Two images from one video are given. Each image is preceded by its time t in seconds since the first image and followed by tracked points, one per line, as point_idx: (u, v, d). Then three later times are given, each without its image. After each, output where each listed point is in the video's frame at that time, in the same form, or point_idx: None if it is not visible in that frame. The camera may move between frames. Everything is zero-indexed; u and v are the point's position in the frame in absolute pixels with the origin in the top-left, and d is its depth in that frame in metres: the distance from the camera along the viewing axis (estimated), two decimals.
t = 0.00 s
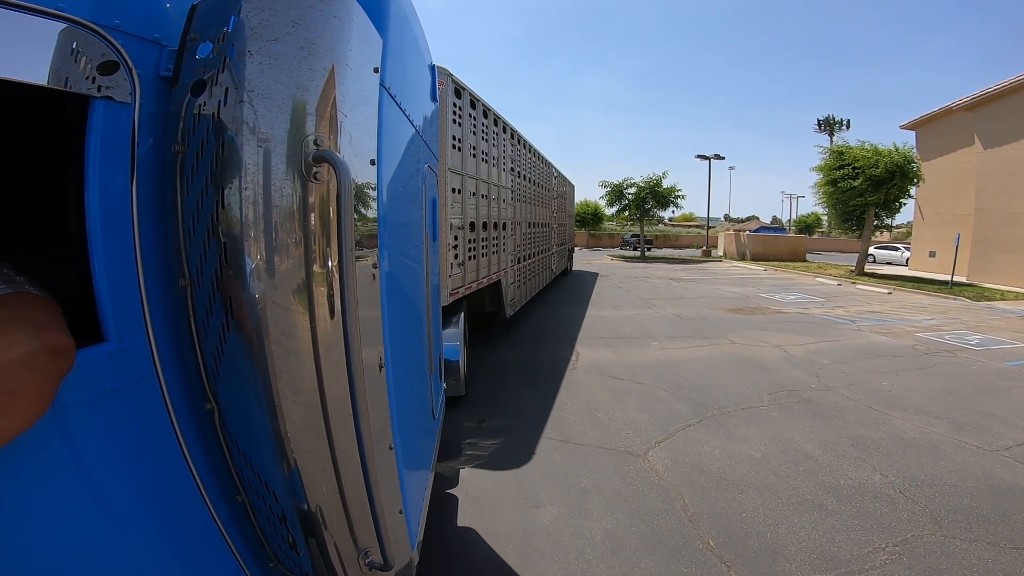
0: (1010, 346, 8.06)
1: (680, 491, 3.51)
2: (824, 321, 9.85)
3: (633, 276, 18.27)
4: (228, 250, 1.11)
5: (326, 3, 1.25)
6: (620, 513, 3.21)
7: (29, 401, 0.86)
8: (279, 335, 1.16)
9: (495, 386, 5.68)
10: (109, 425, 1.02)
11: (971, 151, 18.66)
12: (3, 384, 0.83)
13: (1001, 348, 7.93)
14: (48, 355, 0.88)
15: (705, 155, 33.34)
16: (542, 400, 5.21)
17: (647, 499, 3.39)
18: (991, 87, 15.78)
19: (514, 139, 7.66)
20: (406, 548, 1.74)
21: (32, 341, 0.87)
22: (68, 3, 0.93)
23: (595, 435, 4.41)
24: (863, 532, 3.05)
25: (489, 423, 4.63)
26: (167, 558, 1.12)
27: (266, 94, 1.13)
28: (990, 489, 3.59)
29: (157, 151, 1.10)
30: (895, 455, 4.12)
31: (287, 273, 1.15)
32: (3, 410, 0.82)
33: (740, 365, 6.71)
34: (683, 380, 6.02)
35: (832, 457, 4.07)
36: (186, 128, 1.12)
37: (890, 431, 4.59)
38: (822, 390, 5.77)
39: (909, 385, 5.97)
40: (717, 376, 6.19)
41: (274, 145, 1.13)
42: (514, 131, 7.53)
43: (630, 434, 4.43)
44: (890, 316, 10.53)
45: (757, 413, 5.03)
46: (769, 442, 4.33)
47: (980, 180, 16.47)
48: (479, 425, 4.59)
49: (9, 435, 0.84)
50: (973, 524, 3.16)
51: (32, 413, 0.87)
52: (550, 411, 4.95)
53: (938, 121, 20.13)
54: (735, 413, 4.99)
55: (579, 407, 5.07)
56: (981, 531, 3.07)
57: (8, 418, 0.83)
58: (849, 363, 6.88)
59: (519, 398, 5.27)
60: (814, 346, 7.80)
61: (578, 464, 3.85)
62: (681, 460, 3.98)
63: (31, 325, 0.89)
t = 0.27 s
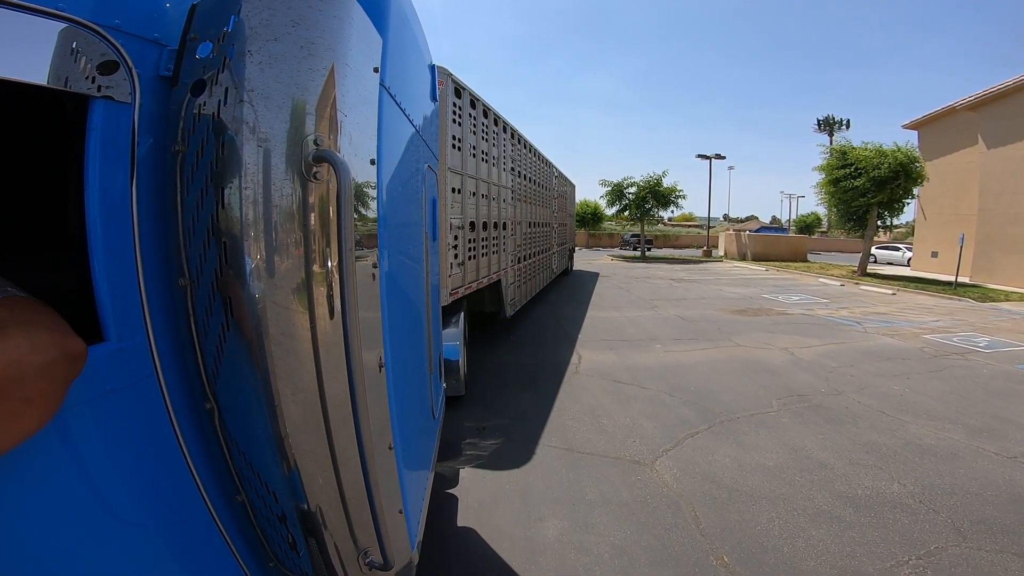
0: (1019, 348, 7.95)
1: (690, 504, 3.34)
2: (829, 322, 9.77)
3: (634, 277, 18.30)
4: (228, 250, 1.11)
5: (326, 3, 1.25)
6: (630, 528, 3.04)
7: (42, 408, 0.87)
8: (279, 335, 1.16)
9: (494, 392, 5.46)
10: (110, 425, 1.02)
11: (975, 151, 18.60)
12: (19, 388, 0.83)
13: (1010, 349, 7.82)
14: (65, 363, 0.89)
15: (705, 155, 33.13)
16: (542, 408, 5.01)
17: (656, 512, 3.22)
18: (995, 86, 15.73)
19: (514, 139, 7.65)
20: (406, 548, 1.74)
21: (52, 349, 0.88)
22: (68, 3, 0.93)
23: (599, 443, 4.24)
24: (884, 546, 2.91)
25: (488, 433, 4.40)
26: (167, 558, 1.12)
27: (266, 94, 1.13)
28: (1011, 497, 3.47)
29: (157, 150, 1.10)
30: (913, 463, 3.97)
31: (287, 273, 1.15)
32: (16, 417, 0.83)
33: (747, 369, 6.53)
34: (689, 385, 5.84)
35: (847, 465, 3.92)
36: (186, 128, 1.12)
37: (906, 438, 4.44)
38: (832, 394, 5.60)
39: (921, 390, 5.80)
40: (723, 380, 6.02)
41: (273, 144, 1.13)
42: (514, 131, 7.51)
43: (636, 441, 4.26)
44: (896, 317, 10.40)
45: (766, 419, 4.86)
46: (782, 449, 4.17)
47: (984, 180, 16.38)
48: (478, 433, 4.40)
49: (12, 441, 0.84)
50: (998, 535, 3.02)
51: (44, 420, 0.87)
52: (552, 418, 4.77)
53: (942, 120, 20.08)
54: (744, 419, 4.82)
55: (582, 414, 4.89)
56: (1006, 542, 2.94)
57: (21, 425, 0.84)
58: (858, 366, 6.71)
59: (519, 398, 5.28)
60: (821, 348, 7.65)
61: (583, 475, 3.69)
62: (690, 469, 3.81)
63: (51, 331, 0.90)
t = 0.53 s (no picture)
0: None
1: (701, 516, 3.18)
2: (833, 323, 9.68)
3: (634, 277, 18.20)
4: (228, 250, 1.11)
5: (325, 3, 1.25)
6: (639, 543, 2.89)
7: (48, 410, 0.87)
8: (279, 335, 1.16)
9: (494, 398, 5.26)
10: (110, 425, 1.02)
11: (979, 151, 18.53)
12: (31, 390, 0.85)
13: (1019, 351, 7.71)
14: (71, 365, 0.90)
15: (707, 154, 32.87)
16: (544, 415, 4.81)
17: (666, 527, 3.05)
18: (998, 86, 15.65)
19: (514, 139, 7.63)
20: (406, 549, 1.74)
21: (59, 351, 0.90)
22: (68, 3, 0.93)
23: (604, 452, 4.06)
24: (907, 560, 2.77)
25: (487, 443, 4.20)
26: (166, 558, 1.12)
27: (266, 94, 1.13)
28: None
29: (156, 151, 1.10)
30: (931, 470, 3.83)
31: (287, 273, 1.15)
32: (24, 418, 0.84)
33: (754, 372, 6.34)
34: (695, 389, 5.64)
35: (863, 474, 3.75)
36: (186, 128, 1.12)
37: (923, 444, 4.28)
38: (843, 399, 5.42)
39: (934, 394, 5.63)
40: (730, 384, 5.83)
41: (273, 144, 1.13)
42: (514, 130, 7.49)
43: (642, 450, 4.09)
44: (902, 319, 10.25)
45: (778, 425, 4.68)
46: (794, 457, 3.99)
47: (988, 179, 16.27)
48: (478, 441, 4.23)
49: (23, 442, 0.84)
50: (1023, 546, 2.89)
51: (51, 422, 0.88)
52: (554, 425, 4.59)
53: (945, 120, 20.02)
54: (754, 425, 4.64)
55: (586, 420, 4.71)
56: None
57: (28, 427, 0.84)
58: (868, 369, 6.53)
59: (519, 398, 5.28)
60: (828, 351, 7.48)
61: (588, 483, 3.56)
62: (699, 480, 3.64)
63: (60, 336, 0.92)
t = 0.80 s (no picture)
0: None
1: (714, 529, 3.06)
2: (838, 325, 9.60)
3: (635, 278, 18.12)
4: (228, 250, 1.11)
5: (326, 3, 1.26)
6: (650, 558, 2.77)
7: (45, 410, 0.87)
8: (279, 335, 1.16)
9: (494, 406, 5.08)
10: (110, 426, 1.02)
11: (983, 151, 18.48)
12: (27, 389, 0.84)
13: None
14: (69, 366, 0.90)
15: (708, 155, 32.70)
16: (547, 424, 4.64)
17: (678, 542, 2.92)
18: (1002, 86, 15.62)
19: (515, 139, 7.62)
20: (406, 549, 1.74)
21: (55, 351, 0.89)
22: (69, 3, 0.93)
23: (610, 462, 3.92)
24: None
25: (488, 453, 4.03)
26: (166, 558, 1.13)
27: (266, 94, 1.13)
28: None
29: (157, 151, 1.10)
30: (950, 479, 3.72)
31: (287, 273, 1.15)
32: (22, 418, 0.84)
33: (762, 377, 6.19)
34: (702, 395, 5.50)
35: (880, 484, 3.63)
36: (186, 128, 1.12)
37: (939, 451, 4.17)
38: (854, 405, 5.29)
39: (948, 399, 5.50)
40: (737, 390, 5.69)
41: (273, 144, 1.13)
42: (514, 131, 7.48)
43: (649, 459, 3.95)
44: (908, 321, 10.13)
45: (789, 432, 4.54)
46: (808, 466, 3.87)
47: (992, 180, 16.21)
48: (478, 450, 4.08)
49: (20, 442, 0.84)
50: None
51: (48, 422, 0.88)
52: (557, 433, 4.44)
53: (949, 120, 19.99)
54: (764, 433, 4.49)
55: (591, 428, 4.56)
56: None
57: (26, 427, 0.84)
58: (877, 373, 6.42)
59: (519, 398, 5.28)
60: (836, 354, 7.34)
61: (593, 488, 3.51)
62: (710, 491, 3.51)
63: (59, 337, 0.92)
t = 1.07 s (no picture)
0: None
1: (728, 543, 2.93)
2: (843, 326, 9.50)
3: (636, 279, 18.03)
4: (228, 250, 1.11)
5: (326, 4, 1.26)
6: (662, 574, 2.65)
7: (38, 409, 0.87)
8: (279, 336, 1.16)
9: (494, 413, 4.89)
10: (110, 426, 1.02)
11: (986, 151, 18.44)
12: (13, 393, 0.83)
13: None
14: (61, 365, 0.89)
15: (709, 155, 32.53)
16: (549, 432, 4.46)
17: (690, 558, 2.79)
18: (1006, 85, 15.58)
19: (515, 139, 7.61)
20: (406, 549, 1.74)
21: (48, 350, 0.88)
22: (69, 3, 0.93)
23: (616, 472, 3.78)
24: None
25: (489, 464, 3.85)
26: (166, 559, 1.13)
27: (266, 95, 1.13)
28: None
29: (156, 151, 1.10)
30: (971, 488, 3.60)
31: (287, 273, 1.15)
32: (15, 418, 0.84)
33: (770, 382, 6.03)
34: (708, 401, 5.34)
35: (899, 494, 3.52)
36: (186, 128, 1.12)
37: (958, 459, 4.06)
38: (867, 410, 5.15)
39: (961, 404, 5.38)
40: (744, 394, 5.54)
41: (273, 145, 1.13)
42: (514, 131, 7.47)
43: (657, 468, 3.81)
44: (914, 323, 10.01)
45: (801, 439, 4.41)
46: (823, 475, 3.75)
47: (995, 180, 16.15)
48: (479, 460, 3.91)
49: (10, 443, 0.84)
50: None
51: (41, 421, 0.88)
52: (560, 442, 4.27)
53: (952, 120, 19.95)
54: (775, 440, 4.35)
55: (595, 436, 4.40)
56: None
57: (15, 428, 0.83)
58: (887, 377, 6.29)
59: (519, 398, 5.28)
60: (844, 357, 7.21)
61: (598, 492, 3.46)
62: (722, 503, 3.37)
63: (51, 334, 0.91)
